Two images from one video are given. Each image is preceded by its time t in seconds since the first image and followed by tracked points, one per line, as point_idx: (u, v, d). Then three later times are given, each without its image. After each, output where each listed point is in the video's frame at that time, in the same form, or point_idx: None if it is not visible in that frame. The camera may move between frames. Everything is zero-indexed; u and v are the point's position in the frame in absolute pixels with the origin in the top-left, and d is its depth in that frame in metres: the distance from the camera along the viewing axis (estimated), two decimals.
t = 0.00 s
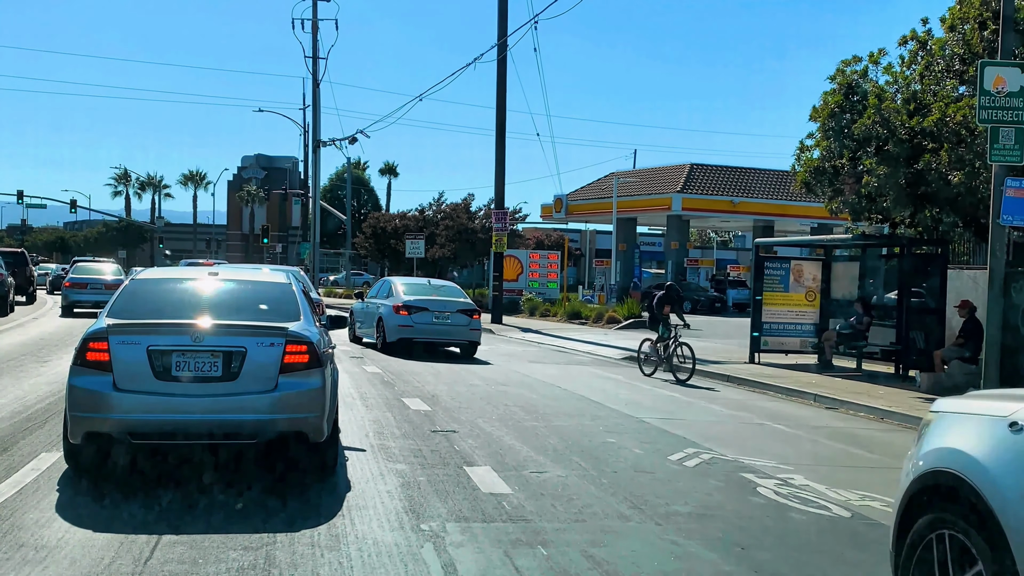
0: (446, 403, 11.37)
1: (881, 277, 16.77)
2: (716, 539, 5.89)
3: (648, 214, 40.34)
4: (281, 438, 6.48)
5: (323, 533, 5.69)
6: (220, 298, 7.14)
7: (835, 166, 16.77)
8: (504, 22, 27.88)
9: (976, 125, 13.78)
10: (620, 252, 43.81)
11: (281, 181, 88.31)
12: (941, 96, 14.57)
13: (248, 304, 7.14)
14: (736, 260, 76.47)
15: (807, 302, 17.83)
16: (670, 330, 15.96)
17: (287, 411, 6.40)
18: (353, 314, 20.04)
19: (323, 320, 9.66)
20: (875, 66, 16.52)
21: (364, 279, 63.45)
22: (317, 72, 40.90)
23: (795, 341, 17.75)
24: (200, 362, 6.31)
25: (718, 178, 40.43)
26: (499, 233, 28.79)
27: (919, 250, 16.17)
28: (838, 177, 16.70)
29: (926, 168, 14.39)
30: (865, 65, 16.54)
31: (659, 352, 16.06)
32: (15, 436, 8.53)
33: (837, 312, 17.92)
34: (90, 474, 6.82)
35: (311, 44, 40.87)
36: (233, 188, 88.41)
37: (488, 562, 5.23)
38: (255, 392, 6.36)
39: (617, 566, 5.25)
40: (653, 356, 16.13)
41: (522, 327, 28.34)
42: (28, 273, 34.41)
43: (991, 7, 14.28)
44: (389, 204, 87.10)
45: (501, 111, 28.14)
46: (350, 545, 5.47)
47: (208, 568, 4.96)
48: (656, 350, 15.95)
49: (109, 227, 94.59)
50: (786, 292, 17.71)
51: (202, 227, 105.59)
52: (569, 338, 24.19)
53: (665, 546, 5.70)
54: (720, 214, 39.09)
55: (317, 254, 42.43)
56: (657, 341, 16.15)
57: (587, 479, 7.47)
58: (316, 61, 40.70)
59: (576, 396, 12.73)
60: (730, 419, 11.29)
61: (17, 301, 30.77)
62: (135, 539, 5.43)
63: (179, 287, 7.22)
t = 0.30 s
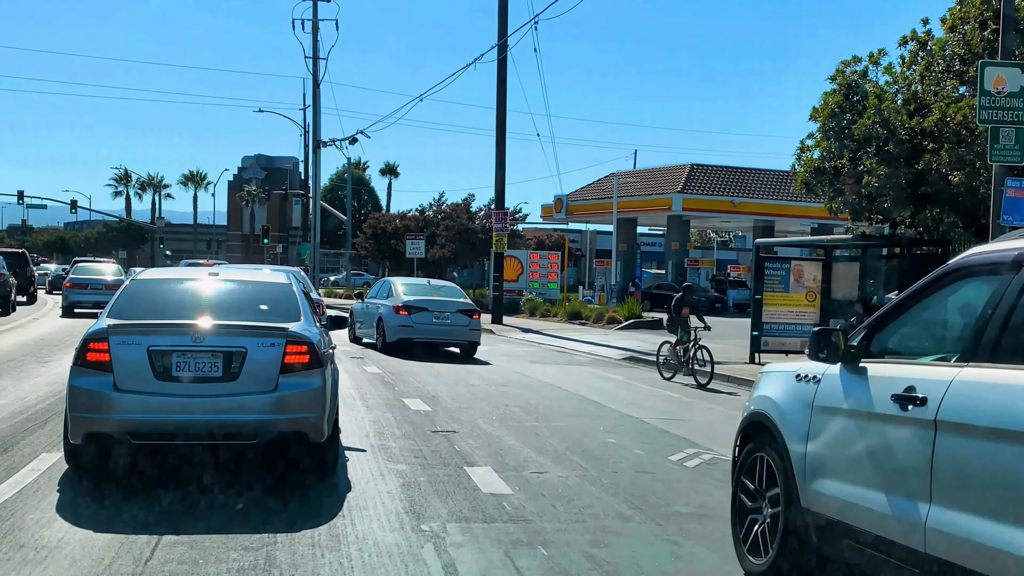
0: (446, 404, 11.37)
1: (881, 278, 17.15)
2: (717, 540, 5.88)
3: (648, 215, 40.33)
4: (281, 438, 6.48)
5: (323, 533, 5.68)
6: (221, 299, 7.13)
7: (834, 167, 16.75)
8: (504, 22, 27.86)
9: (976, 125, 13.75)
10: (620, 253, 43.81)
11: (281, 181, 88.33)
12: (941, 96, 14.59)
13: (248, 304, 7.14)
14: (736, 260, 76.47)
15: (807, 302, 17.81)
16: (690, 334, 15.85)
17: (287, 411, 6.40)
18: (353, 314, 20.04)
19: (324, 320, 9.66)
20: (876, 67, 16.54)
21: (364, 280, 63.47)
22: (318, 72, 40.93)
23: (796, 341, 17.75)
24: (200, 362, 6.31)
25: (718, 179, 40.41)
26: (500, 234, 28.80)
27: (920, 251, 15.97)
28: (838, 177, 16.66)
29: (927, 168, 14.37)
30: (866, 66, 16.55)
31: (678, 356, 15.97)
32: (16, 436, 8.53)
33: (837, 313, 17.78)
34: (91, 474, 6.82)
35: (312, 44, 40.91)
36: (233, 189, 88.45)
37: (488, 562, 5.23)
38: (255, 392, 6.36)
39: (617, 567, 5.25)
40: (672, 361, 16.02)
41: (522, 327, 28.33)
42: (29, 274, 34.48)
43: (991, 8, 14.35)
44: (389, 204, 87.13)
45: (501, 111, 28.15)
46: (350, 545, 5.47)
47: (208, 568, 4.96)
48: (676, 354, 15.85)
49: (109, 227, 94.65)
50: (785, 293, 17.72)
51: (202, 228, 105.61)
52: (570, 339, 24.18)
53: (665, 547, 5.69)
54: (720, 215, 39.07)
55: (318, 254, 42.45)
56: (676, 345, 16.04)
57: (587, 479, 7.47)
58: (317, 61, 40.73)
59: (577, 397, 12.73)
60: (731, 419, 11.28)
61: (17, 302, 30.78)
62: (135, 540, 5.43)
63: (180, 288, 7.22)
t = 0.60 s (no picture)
0: (446, 404, 11.38)
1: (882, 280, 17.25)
2: (716, 540, 5.88)
3: (649, 215, 40.32)
4: (281, 439, 6.48)
5: (323, 534, 5.68)
6: (221, 299, 7.13)
7: (834, 167, 16.72)
8: (504, 23, 27.83)
9: (976, 125, 13.72)
10: (621, 253, 43.79)
11: (281, 182, 88.33)
12: (941, 97, 14.60)
13: (249, 304, 7.14)
14: (736, 261, 76.45)
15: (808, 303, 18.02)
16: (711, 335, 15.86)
17: (288, 412, 6.39)
18: (353, 314, 20.03)
19: (323, 320, 9.65)
20: (876, 67, 16.53)
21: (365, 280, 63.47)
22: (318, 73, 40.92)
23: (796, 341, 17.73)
24: (200, 362, 6.31)
25: (718, 179, 40.39)
26: (500, 234, 28.80)
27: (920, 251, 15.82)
28: (838, 178, 16.64)
29: (927, 169, 14.36)
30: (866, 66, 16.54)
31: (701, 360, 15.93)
32: (16, 436, 8.54)
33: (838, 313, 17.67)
34: (91, 475, 6.83)
35: (312, 45, 40.92)
36: (234, 189, 88.48)
37: (488, 563, 5.23)
38: (255, 393, 6.36)
39: (617, 567, 5.25)
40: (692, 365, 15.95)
41: (522, 328, 28.31)
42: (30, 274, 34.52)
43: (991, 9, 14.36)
44: (389, 205, 87.14)
45: (501, 111, 28.14)
46: (350, 546, 5.47)
47: (208, 569, 4.96)
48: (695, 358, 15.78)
49: (109, 228, 94.71)
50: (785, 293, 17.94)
51: (202, 228, 105.61)
52: (570, 339, 24.17)
53: (665, 547, 5.68)
54: (721, 215, 39.05)
55: (318, 254, 42.46)
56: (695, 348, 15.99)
57: (587, 479, 7.47)
58: (317, 62, 40.74)
59: (577, 397, 12.72)
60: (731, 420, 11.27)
61: (17, 302, 30.83)
62: (135, 540, 5.43)
63: (180, 288, 7.22)
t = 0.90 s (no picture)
0: (446, 404, 11.39)
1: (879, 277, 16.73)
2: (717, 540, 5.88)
3: (649, 215, 40.30)
4: (281, 440, 6.48)
5: (323, 534, 5.68)
6: (221, 299, 7.13)
7: (835, 167, 16.71)
8: (504, 23, 27.81)
9: (976, 125, 13.71)
10: (621, 253, 43.77)
11: (281, 182, 88.32)
12: (941, 97, 14.61)
13: (249, 304, 7.15)
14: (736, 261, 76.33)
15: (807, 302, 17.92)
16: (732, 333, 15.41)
17: (287, 412, 6.39)
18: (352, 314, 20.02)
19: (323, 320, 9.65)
20: (876, 67, 16.52)
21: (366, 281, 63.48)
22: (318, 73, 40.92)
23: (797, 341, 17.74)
24: (200, 362, 6.31)
25: (718, 179, 40.36)
26: (500, 234, 28.81)
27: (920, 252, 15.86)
28: (838, 178, 16.64)
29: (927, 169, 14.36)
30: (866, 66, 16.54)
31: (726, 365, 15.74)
32: (17, 437, 8.55)
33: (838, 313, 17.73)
34: (91, 475, 6.83)
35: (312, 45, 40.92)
36: (234, 189, 88.52)
37: (489, 563, 5.23)
38: (255, 393, 6.36)
39: (618, 567, 5.25)
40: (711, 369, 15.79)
41: (522, 328, 28.32)
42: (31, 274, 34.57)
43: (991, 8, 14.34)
44: (390, 205, 87.09)
45: (501, 111, 28.14)
46: (350, 546, 5.47)
47: (209, 569, 4.97)
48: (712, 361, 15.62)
49: (109, 228, 94.80)
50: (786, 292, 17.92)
51: (202, 229, 105.61)
52: (570, 339, 24.16)
53: (666, 547, 5.69)
54: (721, 215, 39.02)
55: (318, 254, 42.49)
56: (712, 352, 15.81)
57: (588, 480, 7.47)
58: (317, 62, 40.75)
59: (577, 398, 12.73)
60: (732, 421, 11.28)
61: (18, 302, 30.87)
62: (136, 540, 5.43)
63: (180, 288, 7.22)
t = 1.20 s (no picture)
0: (446, 404, 11.40)
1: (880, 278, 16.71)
2: (717, 540, 5.88)
3: (649, 216, 40.29)
4: (281, 440, 6.48)
5: (323, 534, 5.69)
6: (222, 300, 7.14)
7: (835, 168, 16.71)
8: (504, 23, 27.80)
9: (977, 127, 13.75)
10: (621, 254, 43.76)
11: (281, 182, 88.32)
12: (941, 98, 14.65)
13: (249, 305, 7.15)
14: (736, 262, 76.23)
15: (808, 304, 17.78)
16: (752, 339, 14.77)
17: (288, 412, 6.39)
18: (352, 314, 20.03)
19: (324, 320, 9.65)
20: (876, 68, 16.53)
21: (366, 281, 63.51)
22: (318, 74, 40.90)
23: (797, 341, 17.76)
24: (200, 363, 6.31)
25: (718, 180, 40.34)
26: (501, 235, 28.82)
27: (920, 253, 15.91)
28: (839, 178, 16.64)
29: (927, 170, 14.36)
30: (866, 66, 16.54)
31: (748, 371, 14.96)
32: (17, 437, 8.56)
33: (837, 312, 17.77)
34: (91, 475, 6.83)
35: (312, 45, 40.91)
36: (234, 190, 88.53)
37: (489, 563, 5.23)
38: (256, 393, 6.36)
39: (619, 567, 5.26)
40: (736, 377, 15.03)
41: (523, 328, 28.32)
42: (31, 274, 34.59)
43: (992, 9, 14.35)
44: (390, 205, 87.11)
45: (501, 112, 28.14)
46: (351, 546, 5.47)
47: (209, 569, 4.97)
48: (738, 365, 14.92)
49: (110, 228, 94.84)
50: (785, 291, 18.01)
51: (203, 229, 105.61)
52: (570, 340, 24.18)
53: (667, 547, 5.69)
54: (721, 215, 39.00)
55: (318, 254, 42.49)
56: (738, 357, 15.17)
57: (588, 480, 7.48)
58: (318, 62, 40.73)
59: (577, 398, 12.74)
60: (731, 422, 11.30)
61: (18, 301, 30.87)
62: (136, 540, 5.43)
63: (180, 288, 7.22)
